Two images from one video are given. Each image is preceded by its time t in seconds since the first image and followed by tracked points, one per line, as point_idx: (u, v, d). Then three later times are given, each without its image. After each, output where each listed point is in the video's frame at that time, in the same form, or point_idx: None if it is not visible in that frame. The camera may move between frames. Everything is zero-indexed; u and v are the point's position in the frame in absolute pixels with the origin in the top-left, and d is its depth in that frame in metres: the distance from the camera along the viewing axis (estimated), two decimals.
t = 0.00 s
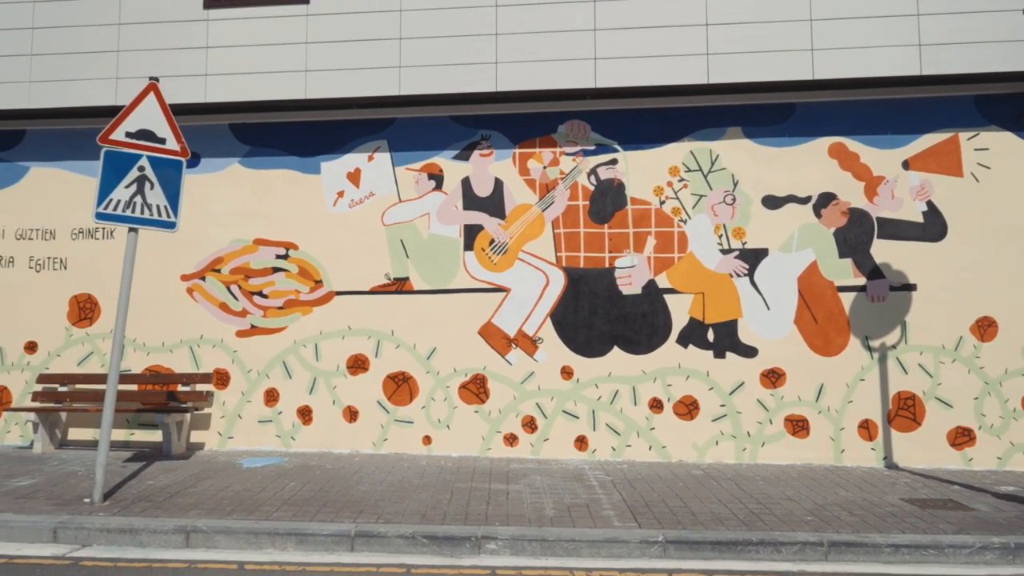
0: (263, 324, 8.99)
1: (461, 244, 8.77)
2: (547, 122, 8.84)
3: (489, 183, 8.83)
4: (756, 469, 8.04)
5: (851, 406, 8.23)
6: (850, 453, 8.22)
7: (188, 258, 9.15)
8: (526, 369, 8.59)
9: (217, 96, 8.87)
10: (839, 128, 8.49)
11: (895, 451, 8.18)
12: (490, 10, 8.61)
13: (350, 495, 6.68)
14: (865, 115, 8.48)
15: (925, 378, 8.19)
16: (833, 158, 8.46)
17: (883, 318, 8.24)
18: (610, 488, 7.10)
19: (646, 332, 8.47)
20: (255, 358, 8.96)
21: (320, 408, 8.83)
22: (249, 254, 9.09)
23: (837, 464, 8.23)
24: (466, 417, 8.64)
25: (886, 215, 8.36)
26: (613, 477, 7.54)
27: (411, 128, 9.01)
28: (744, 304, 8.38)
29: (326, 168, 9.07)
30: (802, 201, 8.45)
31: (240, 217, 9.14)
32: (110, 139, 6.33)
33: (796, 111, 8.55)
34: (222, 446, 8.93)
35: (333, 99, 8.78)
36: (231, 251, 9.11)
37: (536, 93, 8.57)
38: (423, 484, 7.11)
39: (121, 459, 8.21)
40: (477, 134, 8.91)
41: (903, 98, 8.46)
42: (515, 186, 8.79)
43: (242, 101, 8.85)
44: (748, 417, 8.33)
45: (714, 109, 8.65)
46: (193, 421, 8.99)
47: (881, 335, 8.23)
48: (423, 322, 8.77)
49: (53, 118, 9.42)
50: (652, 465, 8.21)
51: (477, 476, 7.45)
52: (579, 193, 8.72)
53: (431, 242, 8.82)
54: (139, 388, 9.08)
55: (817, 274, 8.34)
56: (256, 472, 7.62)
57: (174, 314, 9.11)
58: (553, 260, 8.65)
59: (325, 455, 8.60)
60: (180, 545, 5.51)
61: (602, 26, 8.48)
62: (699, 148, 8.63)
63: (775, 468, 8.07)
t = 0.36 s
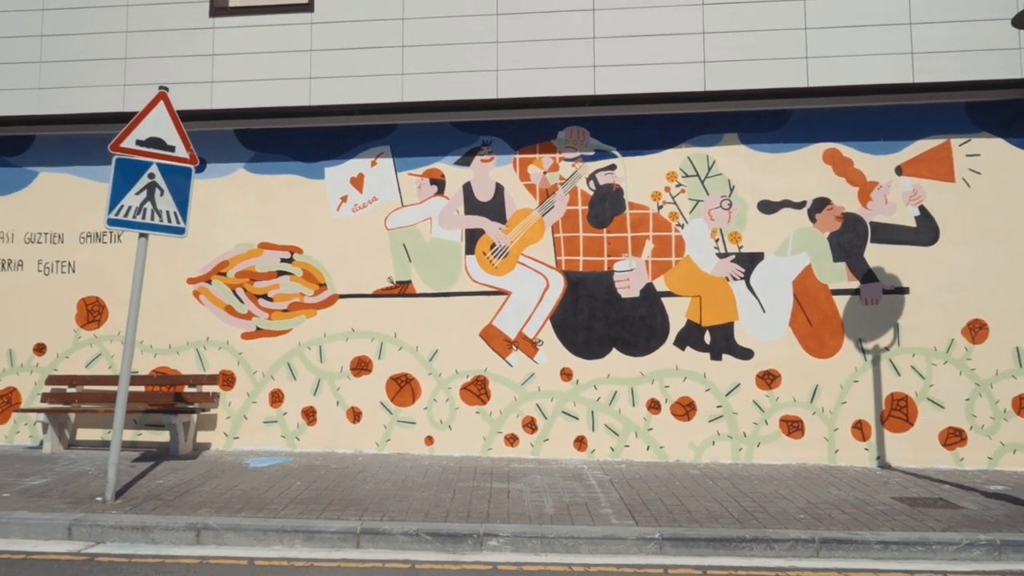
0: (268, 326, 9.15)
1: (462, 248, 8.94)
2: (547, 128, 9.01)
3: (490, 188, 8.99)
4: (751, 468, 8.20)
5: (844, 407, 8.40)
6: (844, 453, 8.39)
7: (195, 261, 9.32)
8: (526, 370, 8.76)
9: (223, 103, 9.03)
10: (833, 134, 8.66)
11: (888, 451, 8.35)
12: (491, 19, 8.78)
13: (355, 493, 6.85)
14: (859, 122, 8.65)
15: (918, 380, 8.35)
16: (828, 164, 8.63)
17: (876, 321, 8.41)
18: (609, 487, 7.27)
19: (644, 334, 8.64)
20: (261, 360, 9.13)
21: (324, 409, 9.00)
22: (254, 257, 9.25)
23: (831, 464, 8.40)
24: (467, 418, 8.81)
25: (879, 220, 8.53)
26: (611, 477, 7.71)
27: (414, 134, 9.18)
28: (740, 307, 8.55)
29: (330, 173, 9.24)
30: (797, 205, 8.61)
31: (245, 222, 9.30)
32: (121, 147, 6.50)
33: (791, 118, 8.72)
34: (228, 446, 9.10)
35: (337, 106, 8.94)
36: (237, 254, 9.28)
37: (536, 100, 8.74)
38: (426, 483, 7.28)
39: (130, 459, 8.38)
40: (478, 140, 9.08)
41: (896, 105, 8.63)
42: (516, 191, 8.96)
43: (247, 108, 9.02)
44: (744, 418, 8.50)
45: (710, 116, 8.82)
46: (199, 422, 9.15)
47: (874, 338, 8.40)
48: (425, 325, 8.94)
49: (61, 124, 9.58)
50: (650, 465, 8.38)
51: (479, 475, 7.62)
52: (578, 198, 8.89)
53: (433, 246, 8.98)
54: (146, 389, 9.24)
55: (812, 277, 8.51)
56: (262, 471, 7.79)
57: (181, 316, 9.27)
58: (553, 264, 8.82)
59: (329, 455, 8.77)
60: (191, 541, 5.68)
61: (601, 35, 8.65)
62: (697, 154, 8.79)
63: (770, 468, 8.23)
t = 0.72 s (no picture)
0: (273, 329, 9.32)
1: (464, 252, 9.10)
2: (546, 135, 9.17)
3: (491, 193, 9.16)
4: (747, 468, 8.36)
5: (839, 408, 8.55)
6: (838, 453, 8.55)
7: (201, 265, 9.48)
8: (526, 372, 8.92)
9: (228, 110, 9.20)
10: (828, 141, 8.82)
11: (881, 452, 8.51)
12: (492, 27, 8.95)
13: (359, 493, 7.01)
14: (853, 128, 8.82)
15: (910, 381, 8.51)
16: (822, 170, 8.79)
17: (870, 323, 8.57)
18: (607, 486, 7.44)
19: (642, 337, 8.80)
20: (265, 362, 9.29)
21: (327, 411, 9.15)
22: (259, 261, 9.41)
23: (826, 464, 8.56)
24: (468, 418, 8.97)
25: (873, 225, 8.69)
26: (609, 476, 7.87)
27: (416, 140, 9.34)
28: (736, 310, 8.71)
29: (334, 178, 9.40)
30: (792, 210, 8.78)
31: (251, 226, 9.46)
32: (131, 155, 6.65)
33: (786, 125, 8.88)
34: (233, 447, 9.27)
35: (340, 113, 9.11)
36: (242, 258, 9.44)
37: (536, 107, 8.90)
38: (428, 483, 7.43)
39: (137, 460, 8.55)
40: (479, 146, 9.24)
41: (890, 111, 8.79)
42: (516, 196, 9.12)
43: (252, 115, 9.18)
44: (741, 419, 8.66)
45: (707, 122, 8.98)
46: (205, 423, 9.31)
47: (868, 340, 8.56)
48: (427, 327, 9.10)
49: (69, 131, 9.74)
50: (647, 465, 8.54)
51: (480, 475, 7.78)
52: (577, 203, 9.05)
53: (435, 250, 9.15)
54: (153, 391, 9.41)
55: (807, 281, 8.67)
56: (267, 471, 7.95)
57: (187, 319, 9.43)
58: (553, 267, 8.98)
59: (333, 456, 8.93)
60: (200, 539, 5.84)
61: (600, 43, 8.81)
62: (694, 160, 8.96)
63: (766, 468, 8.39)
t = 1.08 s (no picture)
0: (277, 332, 9.47)
1: (465, 256, 9.25)
2: (546, 141, 9.32)
3: (491, 198, 9.31)
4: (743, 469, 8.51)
5: (833, 410, 8.71)
6: (832, 454, 8.70)
7: (206, 269, 9.63)
8: (526, 374, 9.07)
9: (233, 117, 9.36)
10: (822, 147, 8.98)
11: (875, 453, 8.66)
12: (492, 36, 9.11)
13: (362, 493, 7.16)
14: (847, 135, 8.97)
15: (903, 383, 8.66)
16: (817, 175, 8.95)
17: (864, 327, 8.72)
18: (605, 486, 7.60)
19: (640, 340, 8.95)
20: (269, 364, 9.44)
21: (330, 412, 9.30)
22: (263, 265, 9.57)
23: (820, 464, 8.71)
24: (469, 420, 9.12)
25: (866, 229, 8.84)
26: (608, 477, 8.03)
27: (417, 145, 9.49)
28: (732, 313, 8.86)
29: (337, 184, 9.55)
30: (788, 215, 8.93)
31: (255, 231, 9.62)
32: (140, 162, 6.81)
33: (782, 131, 9.04)
34: (238, 448, 9.41)
35: (343, 119, 9.26)
36: (246, 262, 9.59)
37: (536, 113, 9.05)
38: (429, 483, 7.59)
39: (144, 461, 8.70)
40: (480, 152, 9.39)
41: (883, 118, 8.95)
42: (516, 201, 9.27)
43: (257, 121, 9.34)
44: (737, 420, 8.81)
45: (704, 129, 9.14)
46: (210, 424, 9.46)
47: (862, 343, 8.71)
48: (429, 330, 9.25)
49: (76, 136, 9.90)
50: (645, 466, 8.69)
51: (481, 476, 7.94)
52: (577, 208, 9.20)
53: (437, 254, 9.30)
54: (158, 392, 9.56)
55: (802, 284, 8.82)
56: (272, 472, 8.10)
57: (192, 322, 9.59)
58: (552, 271, 9.13)
59: (336, 456, 9.08)
60: (208, 538, 5.99)
61: (598, 51, 8.97)
62: (691, 166, 9.11)
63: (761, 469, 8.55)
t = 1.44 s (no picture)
0: (281, 334, 9.62)
1: (465, 260, 9.40)
2: (545, 147, 9.48)
3: (491, 203, 9.46)
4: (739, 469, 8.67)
5: (828, 411, 8.86)
6: (827, 454, 8.85)
7: (210, 273, 9.78)
8: (526, 376, 9.22)
9: (238, 123, 9.51)
10: (817, 153, 9.14)
11: (869, 453, 8.81)
12: (492, 43, 9.26)
13: (366, 492, 7.32)
14: (841, 141, 9.13)
15: (897, 385, 8.82)
16: (812, 181, 9.10)
17: (858, 329, 8.88)
18: (603, 486, 7.75)
19: (638, 342, 9.10)
20: (273, 366, 9.59)
21: (333, 413, 9.45)
22: (267, 269, 9.72)
23: (815, 464, 8.86)
24: (469, 421, 9.27)
25: (860, 234, 8.99)
26: (606, 477, 8.19)
27: (419, 151, 9.64)
28: (729, 316, 9.01)
29: (340, 189, 9.70)
30: (783, 220, 9.09)
31: (259, 235, 9.77)
32: (148, 169, 6.94)
33: (777, 137, 9.19)
34: (242, 449, 9.56)
35: (346, 125, 9.42)
36: (251, 265, 9.74)
37: (535, 120, 9.21)
38: (431, 483, 7.74)
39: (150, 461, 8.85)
40: (480, 157, 9.54)
41: (877, 124, 9.10)
42: (516, 206, 9.43)
43: (261, 127, 9.49)
44: (733, 421, 8.96)
45: (701, 135, 9.29)
46: (214, 425, 9.62)
47: (856, 345, 8.86)
48: (430, 333, 9.40)
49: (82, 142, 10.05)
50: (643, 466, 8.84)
51: (481, 476, 8.08)
52: (576, 213, 9.35)
53: (438, 258, 9.45)
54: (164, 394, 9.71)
55: (797, 288, 8.97)
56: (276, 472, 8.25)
57: (197, 325, 9.73)
58: (552, 275, 9.29)
59: (339, 457, 9.23)
60: (216, 536, 6.14)
61: (597, 58, 9.13)
62: (688, 171, 9.26)
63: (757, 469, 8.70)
